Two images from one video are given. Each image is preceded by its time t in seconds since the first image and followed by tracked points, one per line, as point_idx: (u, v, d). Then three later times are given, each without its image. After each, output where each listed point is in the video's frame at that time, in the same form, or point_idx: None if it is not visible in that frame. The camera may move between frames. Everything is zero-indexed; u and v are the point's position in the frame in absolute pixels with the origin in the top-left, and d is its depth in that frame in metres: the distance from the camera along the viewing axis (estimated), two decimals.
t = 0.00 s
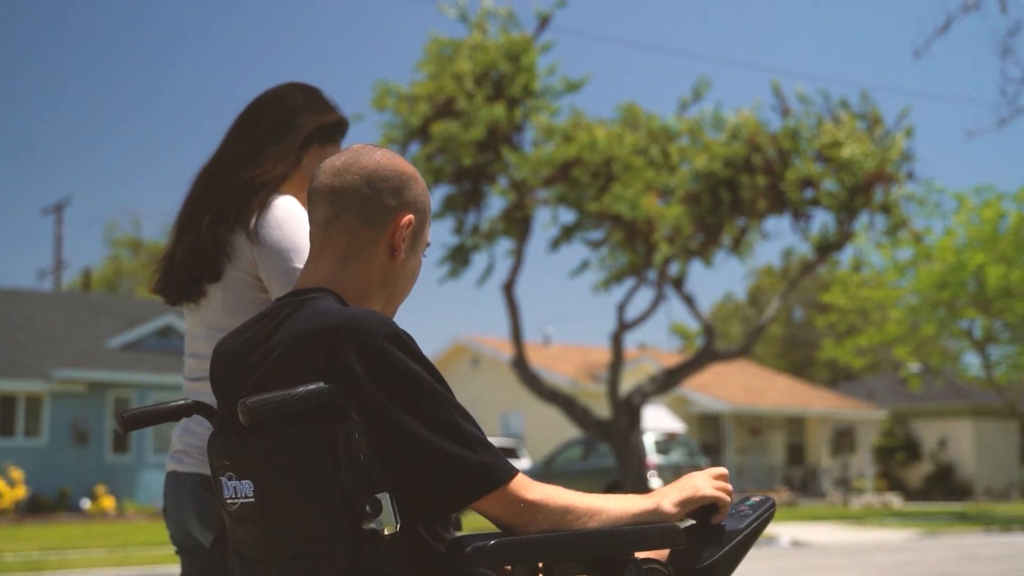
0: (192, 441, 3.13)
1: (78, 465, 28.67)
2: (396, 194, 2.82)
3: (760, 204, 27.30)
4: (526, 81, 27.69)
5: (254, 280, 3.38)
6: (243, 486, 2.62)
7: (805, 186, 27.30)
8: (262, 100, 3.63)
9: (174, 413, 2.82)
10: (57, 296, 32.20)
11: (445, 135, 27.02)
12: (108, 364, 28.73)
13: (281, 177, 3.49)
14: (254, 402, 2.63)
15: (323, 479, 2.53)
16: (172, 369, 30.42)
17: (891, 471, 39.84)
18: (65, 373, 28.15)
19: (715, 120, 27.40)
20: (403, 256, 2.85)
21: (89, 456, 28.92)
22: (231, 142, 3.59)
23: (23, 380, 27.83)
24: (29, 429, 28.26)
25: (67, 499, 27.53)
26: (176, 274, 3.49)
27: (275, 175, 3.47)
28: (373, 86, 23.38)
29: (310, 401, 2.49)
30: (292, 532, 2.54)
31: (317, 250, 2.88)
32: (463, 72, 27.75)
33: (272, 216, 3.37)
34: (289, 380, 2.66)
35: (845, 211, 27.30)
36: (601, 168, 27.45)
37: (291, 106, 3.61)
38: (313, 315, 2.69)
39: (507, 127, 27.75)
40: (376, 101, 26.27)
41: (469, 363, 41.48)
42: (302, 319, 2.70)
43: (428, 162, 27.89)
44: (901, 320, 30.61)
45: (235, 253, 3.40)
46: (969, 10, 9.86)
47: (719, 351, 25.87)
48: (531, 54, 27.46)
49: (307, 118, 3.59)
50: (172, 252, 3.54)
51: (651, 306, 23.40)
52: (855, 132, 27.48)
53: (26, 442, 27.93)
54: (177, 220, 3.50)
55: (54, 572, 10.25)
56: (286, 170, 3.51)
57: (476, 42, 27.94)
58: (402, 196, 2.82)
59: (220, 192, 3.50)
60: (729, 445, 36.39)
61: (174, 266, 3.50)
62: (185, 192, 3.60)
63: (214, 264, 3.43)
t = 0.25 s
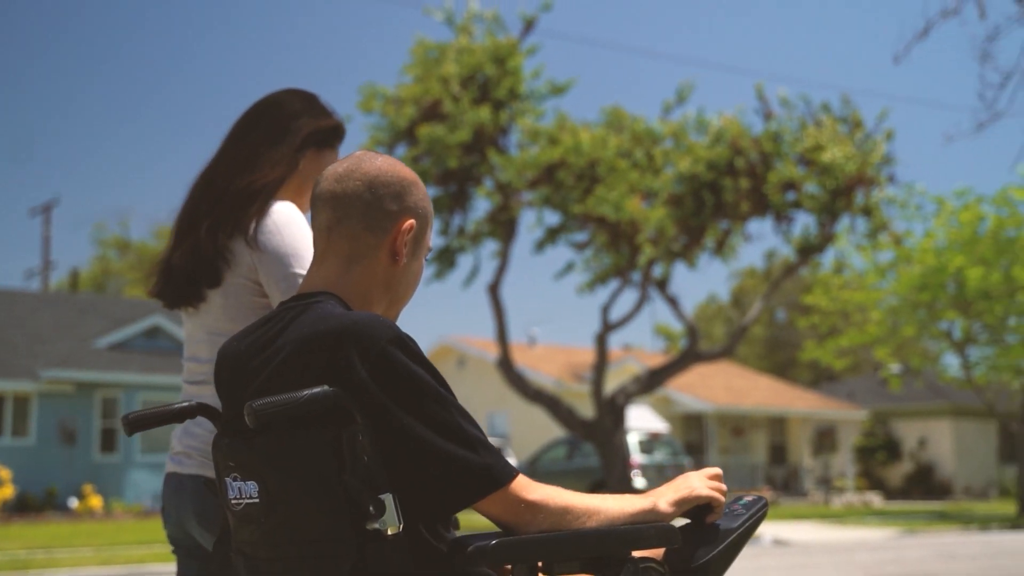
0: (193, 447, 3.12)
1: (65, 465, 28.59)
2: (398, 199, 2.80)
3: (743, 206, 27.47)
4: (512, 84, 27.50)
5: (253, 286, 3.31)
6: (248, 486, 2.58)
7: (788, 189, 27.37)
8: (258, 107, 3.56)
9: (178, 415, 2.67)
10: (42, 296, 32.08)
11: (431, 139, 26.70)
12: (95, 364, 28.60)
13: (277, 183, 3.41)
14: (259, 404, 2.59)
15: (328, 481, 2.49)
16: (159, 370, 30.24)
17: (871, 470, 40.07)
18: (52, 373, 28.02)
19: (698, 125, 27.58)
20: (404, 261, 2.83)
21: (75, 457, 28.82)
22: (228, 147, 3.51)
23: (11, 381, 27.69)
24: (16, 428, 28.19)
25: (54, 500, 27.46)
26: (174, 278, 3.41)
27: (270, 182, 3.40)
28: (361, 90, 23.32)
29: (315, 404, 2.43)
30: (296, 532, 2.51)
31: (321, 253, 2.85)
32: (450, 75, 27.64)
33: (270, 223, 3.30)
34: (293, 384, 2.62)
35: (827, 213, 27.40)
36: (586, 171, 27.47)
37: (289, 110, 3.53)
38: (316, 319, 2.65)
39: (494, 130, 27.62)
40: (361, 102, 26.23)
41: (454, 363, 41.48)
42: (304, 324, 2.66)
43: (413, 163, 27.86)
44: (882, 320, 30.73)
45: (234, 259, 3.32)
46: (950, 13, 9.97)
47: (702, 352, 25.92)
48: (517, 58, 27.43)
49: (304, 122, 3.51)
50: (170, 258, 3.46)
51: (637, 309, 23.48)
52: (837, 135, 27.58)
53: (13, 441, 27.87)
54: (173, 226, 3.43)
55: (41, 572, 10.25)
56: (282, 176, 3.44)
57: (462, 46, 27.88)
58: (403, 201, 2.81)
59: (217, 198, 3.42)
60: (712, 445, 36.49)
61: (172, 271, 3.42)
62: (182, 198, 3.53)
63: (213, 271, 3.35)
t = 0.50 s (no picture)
0: (192, 450, 3.10)
1: (49, 465, 28.46)
2: (398, 204, 2.79)
3: (728, 207, 27.41)
4: (498, 85, 27.34)
5: (252, 290, 3.25)
6: (250, 488, 2.55)
7: (773, 191, 27.38)
8: (254, 111, 3.51)
9: (180, 417, 2.64)
10: (27, 297, 31.95)
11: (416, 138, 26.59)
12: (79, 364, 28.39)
13: (273, 189, 3.37)
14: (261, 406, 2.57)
15: (331, 483, 2.46)
16: (144, 370, 30.01)
17: (855, 471, 40.17)
18: (36, 373, 27.83)
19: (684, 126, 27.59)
20: (404, 265, 2.83)
21: (59, 458, 28.65)
22: (224, 152, 3.46)
23: None
24: None
25: (38, 500, 27.37)
26: (171, 284, 3.36)
27: (266, 187, 3.35)
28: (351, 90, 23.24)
29: (317, 407, 2.40)
30: (297, 532, 2.49)
31: (322, 258, 2.83)
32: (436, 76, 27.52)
33: (266, 229, 3.24)
34: (294, 388, 2.60)
35: (812, 215, 27.35)
36: (571, 172, 27.53)
37: (285, 114, 3.48)
38: (317, 322, 2.63)
39: (479, 131, 27.52)
40: (347, 102, 26.18)
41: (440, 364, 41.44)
42: (306, 327, 2.63)
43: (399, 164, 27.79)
44: (866, 322, 30.83)
45: (233, 265, 3.27)
46: (934, 16, 10.00)
47: (687, 353, 25.95)
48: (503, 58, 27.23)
49: (300, 127, 3.46)
50: (166, 264, 3.41)
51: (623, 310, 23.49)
52: (822, 136, 27.61)
53: None
54: (169, 233, 3.38)
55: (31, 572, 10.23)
56: (278, 180, 3.40)
57: (447, 47, 27.77)
58: (404, 205, 2.80)
59: (214, 205, 3.37)
60: (698, 446, 36.54)
61: (169, 277, 3.37)
62: (179, 205, 3.48)
63: (209, 277, 3.30)
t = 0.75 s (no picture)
0: (193, 455, 3.10)
1: (33, 465, 28.20)
2: (398, 209, 2.79)
3: (714, 208, 27.43)
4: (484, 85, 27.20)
5: (251, 295, 3.21)
6: (252, 491, 2.54)
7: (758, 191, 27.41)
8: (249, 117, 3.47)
9: (181, 420, 2.65)
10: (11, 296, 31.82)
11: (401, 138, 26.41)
12: (62, 364, 28.13)
13: (269, 194, 3.33)
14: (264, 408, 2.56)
15: (334, 486, 2.45)
16: (128, 370, 29.78)
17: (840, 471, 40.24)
18: (20, 373, 27.56)
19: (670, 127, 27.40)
20: (405, 268, 2.81)
21: (43, 458, 28.41)
22: (220, 156, 3.41)
23: None
24: None
25: (21, 500, 27.25)
26: (168, 291, 3.30)
27: (262, 192, 3.31)
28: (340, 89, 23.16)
29: (320, 410, 2.39)
30: (298, 534, 2.48)
31: (322, 261, 2.83)
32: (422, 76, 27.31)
33: (265, 233, 3.20)
34: (295, 391, 2.59)
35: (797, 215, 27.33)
36: (557, 172, 27.41)
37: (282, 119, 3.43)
38: (318, 326, 2.62)
39: (465, 131, 27.30)
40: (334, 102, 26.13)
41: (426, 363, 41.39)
42: (307, 331, 2.63)
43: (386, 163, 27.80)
44: (851, 323, 30.91)
45: (230, 270, 3.23)
46: (920, 17, 10.02)
47: (672, 353, 25.98)
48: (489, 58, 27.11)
49: (295, 132, 3.41)
50: (163, 271, 3.35)
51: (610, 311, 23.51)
52: (808, 137, 27.63)
53: None
54: (165, 239, 3.33)
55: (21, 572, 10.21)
56: (274, 185, 3.35)
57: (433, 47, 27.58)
58: (403, 209, 2.79)
59: (210, 210, 3.32)
60: (683, 446, 36.61)
61: (166, 283, 3.31)
62: (176, 209, 3.43)
63: (208, 282, 3.25)
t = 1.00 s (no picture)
0: (197, 459, 3.10)
1: (16, 466, 27.92)
2: (397, 210, 2.77)
3: (700, 208, 27.35)
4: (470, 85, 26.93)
5: (251, 300, 3.20)
6: (254, 491, 2.53)
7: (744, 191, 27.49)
8: (247, 118, 3.43)
9: (182, 421, 2.66)
10: None
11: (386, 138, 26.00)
12: (46, 363, 27.79)
13: (267, 197, 3.30)
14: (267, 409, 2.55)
15: (335, 487, 2.44)
16: (114, 370, 29.42)
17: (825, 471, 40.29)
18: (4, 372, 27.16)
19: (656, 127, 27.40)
20: (405, 270, 2.80)
21: (27, 459, 28.11)
22: (218, 159, 3.39)
23: None
24: None
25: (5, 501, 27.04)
26: (168, 296, 3.28)
27: (259, 194, 3.28)
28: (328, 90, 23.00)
29: (322, 412, 2.38)
30: (299, 536, 2.47)
31: (322, 264, 2.82)
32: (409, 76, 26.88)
33: (263, 237, 3.18)
34: (296, 394, 2.57)
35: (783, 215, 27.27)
36: (543, 172, 27.13)
37: (279, 118, 3.40)
38: (321, 328, 2.61)
39: (451, 130, 26.87)
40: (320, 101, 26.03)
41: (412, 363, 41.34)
42: (308, 334, 2.62)
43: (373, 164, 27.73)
44: (836, 323, 30.96)
45: (231, 274, 3.22)
46: (904, 19, 10.01)
47: (658, 354, 25.96)
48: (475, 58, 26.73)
49: (291, 133, 3.37)
50: (162, 275, 3.33)
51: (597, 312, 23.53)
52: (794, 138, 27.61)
53: None
54: (164, 243, 3.31)
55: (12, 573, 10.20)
56: (271, 187, 3.33)
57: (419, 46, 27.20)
58: (402, 211, 2.78)
59: (207, 214, 3.30)
60: (669, 446, 36.62)
61: (166, 287, 3.29)
62: (174, 215, 3.41)
63: (207, 286, 3.24)
